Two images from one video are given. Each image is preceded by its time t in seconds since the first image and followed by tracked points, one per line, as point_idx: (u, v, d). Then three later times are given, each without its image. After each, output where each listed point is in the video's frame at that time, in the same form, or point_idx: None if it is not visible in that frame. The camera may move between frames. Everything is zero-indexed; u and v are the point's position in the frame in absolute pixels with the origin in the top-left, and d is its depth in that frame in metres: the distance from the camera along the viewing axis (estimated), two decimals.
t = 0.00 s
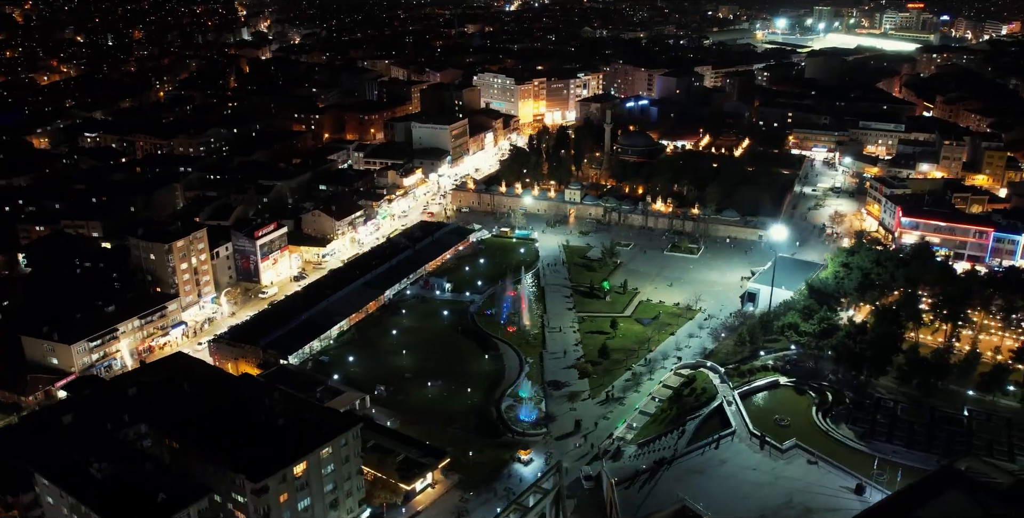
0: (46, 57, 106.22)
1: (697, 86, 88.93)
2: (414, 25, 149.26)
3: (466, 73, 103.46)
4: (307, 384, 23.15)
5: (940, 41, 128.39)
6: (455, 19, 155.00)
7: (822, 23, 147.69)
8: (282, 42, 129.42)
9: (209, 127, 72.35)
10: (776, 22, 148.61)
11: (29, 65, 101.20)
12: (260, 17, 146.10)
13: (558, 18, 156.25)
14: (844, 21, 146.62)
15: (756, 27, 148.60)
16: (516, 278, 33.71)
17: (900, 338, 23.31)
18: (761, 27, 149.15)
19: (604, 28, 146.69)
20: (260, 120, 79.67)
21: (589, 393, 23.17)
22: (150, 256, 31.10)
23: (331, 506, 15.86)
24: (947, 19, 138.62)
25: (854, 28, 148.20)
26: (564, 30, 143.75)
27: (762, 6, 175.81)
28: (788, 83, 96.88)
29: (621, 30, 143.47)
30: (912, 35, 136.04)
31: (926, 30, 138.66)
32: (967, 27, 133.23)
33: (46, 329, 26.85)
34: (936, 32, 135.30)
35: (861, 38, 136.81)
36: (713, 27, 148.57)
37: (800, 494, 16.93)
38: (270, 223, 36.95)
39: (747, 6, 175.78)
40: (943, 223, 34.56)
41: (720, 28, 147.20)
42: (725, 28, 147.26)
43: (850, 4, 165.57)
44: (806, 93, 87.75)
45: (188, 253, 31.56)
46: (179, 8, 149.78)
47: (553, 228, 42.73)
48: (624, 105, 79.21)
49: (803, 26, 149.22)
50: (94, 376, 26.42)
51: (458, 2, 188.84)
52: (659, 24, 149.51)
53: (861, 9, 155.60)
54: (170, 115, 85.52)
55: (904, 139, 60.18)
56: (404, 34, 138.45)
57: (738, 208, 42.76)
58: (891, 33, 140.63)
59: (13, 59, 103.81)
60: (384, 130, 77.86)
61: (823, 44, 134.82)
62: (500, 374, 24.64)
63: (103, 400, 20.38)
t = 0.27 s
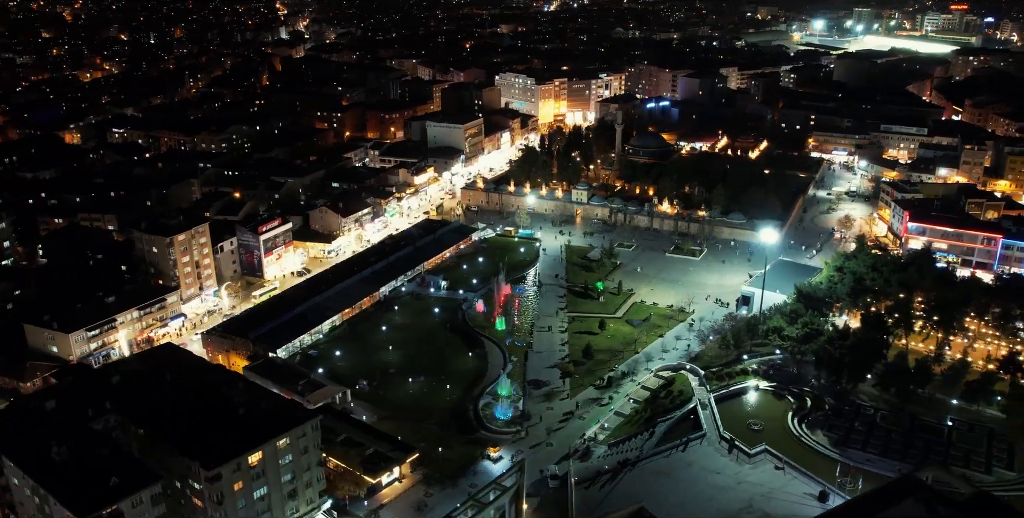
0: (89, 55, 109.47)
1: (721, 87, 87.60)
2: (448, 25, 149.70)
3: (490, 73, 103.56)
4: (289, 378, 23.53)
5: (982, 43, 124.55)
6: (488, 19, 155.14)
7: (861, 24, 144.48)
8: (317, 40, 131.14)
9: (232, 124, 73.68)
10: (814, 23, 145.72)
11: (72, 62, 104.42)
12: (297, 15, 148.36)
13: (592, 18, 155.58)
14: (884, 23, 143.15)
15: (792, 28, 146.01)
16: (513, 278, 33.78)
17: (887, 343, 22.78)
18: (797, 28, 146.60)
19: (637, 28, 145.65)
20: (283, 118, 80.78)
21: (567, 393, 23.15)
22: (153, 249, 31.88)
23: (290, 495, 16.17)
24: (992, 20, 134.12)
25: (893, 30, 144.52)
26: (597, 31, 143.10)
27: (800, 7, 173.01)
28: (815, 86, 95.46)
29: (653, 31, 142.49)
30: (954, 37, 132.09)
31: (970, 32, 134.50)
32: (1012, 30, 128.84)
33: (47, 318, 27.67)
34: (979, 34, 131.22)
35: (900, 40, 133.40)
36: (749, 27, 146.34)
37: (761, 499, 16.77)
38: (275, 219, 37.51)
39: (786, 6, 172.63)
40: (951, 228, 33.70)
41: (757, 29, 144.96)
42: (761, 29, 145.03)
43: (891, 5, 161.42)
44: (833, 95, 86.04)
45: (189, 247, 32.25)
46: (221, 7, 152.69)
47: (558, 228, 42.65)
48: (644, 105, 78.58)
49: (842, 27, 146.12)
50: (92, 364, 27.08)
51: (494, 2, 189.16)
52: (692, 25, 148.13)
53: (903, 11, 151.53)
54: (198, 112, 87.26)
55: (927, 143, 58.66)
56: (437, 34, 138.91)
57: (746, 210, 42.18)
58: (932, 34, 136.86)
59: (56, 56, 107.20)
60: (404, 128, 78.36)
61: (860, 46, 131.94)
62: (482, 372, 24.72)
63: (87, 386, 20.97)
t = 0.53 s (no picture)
0: (126, 53, 112.07)
1: (741, 88, 86.40)
2: (476, 25, 149.85)
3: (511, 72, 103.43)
4: (276, 371, 23.90)
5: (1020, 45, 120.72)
6: (515, 18, 155.03)
7: (894, 26, 141.38)
8: (346, 39, 132.35)
9: (252, 122, 74.80)
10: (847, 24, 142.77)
11: (109, 60, 106.98)
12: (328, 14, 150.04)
13: (622, 18, 154.65)
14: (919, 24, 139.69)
15: (824, 29, 143.36)
16: (509, 278, 33.85)
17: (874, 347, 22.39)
18: (829, 29, 144.00)
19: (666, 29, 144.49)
20: (303, 116, 81.65)
21: (549, 392, 23.15)
22: (157, 243, 32.54)
23: (256, 486, 16.47)
24: None
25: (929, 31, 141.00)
26: (624, 31, 142.25)
27: (835, 7, 169.73)
28: (839, 87, 93.92)
29: (681, 32, 141.33)
30: (992, 38, 128.34)
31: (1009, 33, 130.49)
32: None
33: (49, 309, 28.36)
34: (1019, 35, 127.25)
35: (936, 41, 130.07)
36: (780, 28, 144.04)
37: (727, 503, 16.65)
38: (279, 215, 38.00)
39: (820, 6, 169.53)
40: (956, 233, 32.98)
41: (789, 30, 142.72)
42: (793, 29, 142.85)
43: (929, 6, 157.39)
44: (856, 96, 84.35)
45: (192, 241, 32.87)
46: (255, 6, 155.17)
47: (562, 227, 42.58)
48: (661, 106, 77.90)
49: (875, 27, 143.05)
50: (90, 354, 27.69)
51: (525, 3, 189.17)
52: (723, 25, 146.55)
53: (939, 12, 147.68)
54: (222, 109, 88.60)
55: (946, 146, 57.38)
56: (464, 33, 138.93)
57: (751, 212, 41.66)
58: (969, 35, 133.19)
59: (93, 54, 109.99)
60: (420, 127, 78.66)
61: (893, 48, 129.03)
62: (467, 368, 24.82)
63: (74, 374, 21.48)
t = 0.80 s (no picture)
0: (166, 50, 114.59)
1: (766, 89, 84.83)
2: (508, 24, 149.70)
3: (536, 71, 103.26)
4: (262, 364, 24.37)
5: None
6: (547, 17, 154.48)
7: (935, 26, 137.41)
8: (380, 36, 133.36)
9: (275, 119, 76.00)
10: (886, 25, 139.15)
11: (149, 56, 109.58)
12: (365, 12, 151.33)
13: (657, 18, 153.10)
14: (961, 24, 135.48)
15: (862, 29, 140.06)
16: (506, 276, 33.96)
17: (856, 353, 22.05)
18: (867, 30, 140.71)
19: (698, 29, 142.73)
20: (327, 113, 82.60)
21: (528, 391, 23.22)
22: (161, 236, 33.32)
23: (220, 474, 16.86)
24: None
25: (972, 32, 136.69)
26: (655, 31, 140.96)
27: (876, 6, 165.63)
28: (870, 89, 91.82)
29: (714, 32, 139.51)
30: None
31: None
32: None
33: (54, 298, 29.31)
34: None
35: (978, 43, 126.05)
36: (817, 29, 141.11)
37: (685, 505, 16.57)
38: (285, 210, 38.57)
39: (861, 6, 165.53)
40: (962, 239, 32.26)
41: (827, 30, 139.82)
42: (831, 30, 139.79)
43: (974, 5, 152.50)
44: (884, 97, 82.37)
45: (195, 235, 33.56)
46: (291, 4, 157.43)
47: (567, 227, 42.54)
48: (682, 107, 76.59)
49: (914, 28, 139.29)
50: (91, 342, 28.52)
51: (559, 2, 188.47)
52: (760, 26, 144.34)
53: (984, 12, 142.94)
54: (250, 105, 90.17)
55: (970, 150, 55.89)
56: (494, 32, 138.72)
57: (758, 214, 41.13)
58: (1015, 37, 128.78)
59: (135, 50, 112.78)
60: (440, 125, 78.93)
61: (932, 49, 125.45)
62: (451, 365, 25.00)
63: (64, 361, 22.18)
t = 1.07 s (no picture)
0: (205, 47, 117.15)
1: (791, 91, 82.84)
2: (541, 23, 149.39)
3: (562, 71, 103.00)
4: (251, 356, 24.90)
5: None
6: (580, 17, 153.75)
7: (980, 27, 133.28)
8: (413, 36, 134.38)
9: (298, 116, 77.11)
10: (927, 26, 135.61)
11: (189, 53, 112.17)
12: (402, 11, 152.57)
13: (691, 19, 151.58)
14: (1007, 26, 131.25)
15: (903, 31, 136.73)
16: (504, 274, 34.04)
17: (838, 358, 21.74)
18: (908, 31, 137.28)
19: (731, 30, 141.01)
20: (351, 111, 83.41)
21: (508, 389, 23.33)
22: (167, 229, 34.16)
23: (188, 462, 17.29)
24: None
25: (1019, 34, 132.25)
26: (689, 31, 139.48)
27: (921, 7, 161.31)
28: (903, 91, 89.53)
29: (749, 34, 137.53)
30: None
31: None
32: None
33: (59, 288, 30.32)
34: None
35: None
36: (856, 31, 138.04)
37: (641, 507, 16.53)
38: (291, 206, 39.18)
39: (904, 7, 161.32)
40: (967, 246, 31.51)
41: (867, 31, 136.73)
42: (870, 32, 136.65)
43: None
44: (915, 100, 80.27)
45: (199, 229, 34.34)
46: (328, 3, 159.52)
47: (572, 226, 42.48)
48: (703, 108, 74.88)
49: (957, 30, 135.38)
50: (92, 331, 29.36)
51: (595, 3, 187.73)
52: (796, 27, 141.92)
53: None
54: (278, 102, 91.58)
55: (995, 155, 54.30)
56: (526, 32, 138.51)
57: (765, 218, 40.59)
58: None
59: (175, 48, 115.61)
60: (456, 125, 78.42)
61: (975, 52, 121.73)
62: (436, 362, 25.24)
63: (57, 348, 22.98)
